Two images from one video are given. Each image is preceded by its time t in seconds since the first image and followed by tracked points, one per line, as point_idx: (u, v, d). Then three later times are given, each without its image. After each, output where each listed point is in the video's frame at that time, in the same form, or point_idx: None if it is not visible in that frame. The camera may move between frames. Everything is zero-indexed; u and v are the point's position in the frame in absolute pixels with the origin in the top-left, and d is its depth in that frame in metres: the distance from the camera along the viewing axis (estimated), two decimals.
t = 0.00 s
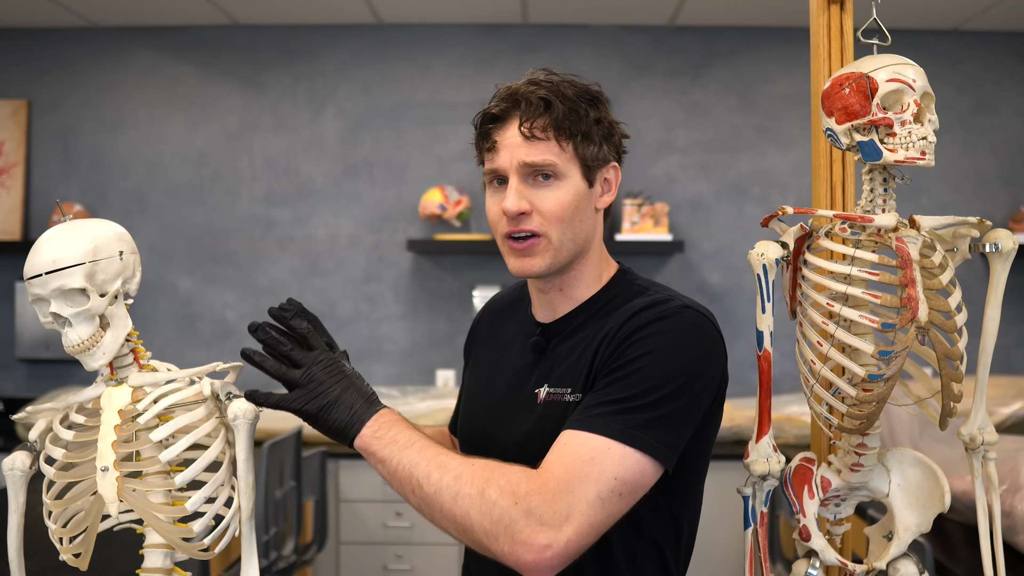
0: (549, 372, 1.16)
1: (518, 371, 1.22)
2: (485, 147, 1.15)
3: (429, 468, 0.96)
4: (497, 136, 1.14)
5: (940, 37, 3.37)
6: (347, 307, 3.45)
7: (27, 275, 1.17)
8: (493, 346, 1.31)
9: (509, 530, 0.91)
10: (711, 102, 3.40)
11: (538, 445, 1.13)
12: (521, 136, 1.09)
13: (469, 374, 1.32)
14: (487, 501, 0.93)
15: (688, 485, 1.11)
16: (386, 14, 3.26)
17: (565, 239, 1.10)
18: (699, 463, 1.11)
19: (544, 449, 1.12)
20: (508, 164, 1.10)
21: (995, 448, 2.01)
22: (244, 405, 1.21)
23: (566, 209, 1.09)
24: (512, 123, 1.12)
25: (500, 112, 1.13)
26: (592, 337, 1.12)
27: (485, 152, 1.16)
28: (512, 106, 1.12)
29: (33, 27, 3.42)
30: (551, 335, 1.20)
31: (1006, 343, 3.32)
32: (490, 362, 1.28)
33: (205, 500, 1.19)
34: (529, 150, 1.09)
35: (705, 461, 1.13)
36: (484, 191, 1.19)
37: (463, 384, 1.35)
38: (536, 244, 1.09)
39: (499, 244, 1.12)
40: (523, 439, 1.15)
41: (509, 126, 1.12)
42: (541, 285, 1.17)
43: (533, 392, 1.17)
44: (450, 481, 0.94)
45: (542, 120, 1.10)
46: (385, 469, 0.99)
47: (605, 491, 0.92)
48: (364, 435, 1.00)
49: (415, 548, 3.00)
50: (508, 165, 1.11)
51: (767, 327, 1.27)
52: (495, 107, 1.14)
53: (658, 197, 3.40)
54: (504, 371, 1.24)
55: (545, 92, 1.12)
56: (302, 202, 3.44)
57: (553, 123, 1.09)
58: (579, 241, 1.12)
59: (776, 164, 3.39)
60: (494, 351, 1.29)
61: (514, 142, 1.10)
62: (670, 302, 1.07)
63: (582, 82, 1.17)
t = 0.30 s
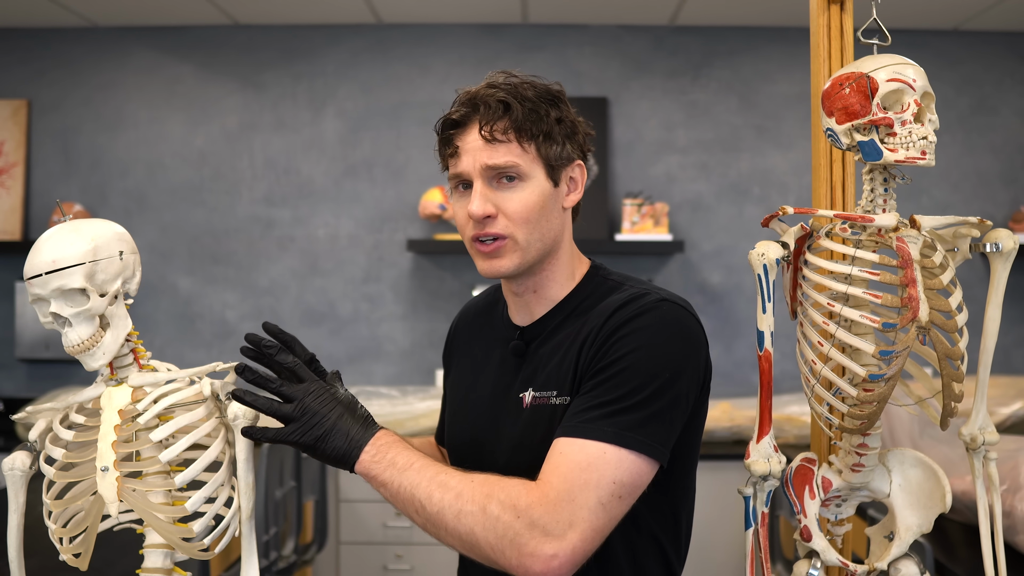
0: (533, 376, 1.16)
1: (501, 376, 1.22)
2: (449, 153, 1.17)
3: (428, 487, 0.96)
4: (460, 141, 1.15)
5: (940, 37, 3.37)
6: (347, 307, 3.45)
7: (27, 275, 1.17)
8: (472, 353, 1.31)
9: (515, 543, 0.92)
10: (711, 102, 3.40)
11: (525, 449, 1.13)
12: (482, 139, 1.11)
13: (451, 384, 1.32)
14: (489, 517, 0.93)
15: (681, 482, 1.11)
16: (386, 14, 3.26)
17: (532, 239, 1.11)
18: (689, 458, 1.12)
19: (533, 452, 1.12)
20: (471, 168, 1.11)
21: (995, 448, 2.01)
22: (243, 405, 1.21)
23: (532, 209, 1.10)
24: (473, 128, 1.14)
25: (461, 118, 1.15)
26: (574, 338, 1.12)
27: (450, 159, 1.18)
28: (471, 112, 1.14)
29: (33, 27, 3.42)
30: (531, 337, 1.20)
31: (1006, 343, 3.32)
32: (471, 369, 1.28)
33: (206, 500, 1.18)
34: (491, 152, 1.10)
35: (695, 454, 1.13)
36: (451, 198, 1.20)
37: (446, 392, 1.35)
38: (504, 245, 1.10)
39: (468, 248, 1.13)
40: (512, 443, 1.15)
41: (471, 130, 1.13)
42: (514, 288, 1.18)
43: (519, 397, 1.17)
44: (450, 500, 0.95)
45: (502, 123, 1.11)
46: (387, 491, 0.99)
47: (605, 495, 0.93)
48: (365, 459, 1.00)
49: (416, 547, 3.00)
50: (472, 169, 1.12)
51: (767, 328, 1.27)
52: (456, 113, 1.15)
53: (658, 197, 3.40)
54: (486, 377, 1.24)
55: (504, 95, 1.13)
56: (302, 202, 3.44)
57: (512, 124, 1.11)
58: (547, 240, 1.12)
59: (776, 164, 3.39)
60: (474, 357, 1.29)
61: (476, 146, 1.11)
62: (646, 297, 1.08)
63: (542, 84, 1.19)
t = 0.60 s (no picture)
0: (537, 374, 1.15)
1: (500, 375, 1.21)
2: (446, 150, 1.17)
3: (456, 491, 0.96)
4: (456, 138, 1.16)
5: (939, 37, 3.37)
6: (347, 307, 3.45)
7: (27, 275, 1.17)
8: (469, 355, 1.30)
9: (546, 542, 0.92)
10: (711, 102, 3.40)
11: (531, 448, 1.12)
12: (477, 135, 1.12)
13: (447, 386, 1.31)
14: (519, 519, 0.93)
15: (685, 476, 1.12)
16: (386, 14, 3.26)
17: (529, 232, 1.11)
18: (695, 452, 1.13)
19: (540, 450, 1.12)
20: (467, 164, 1.12)
21: (995, 448, 2.01)
22: (243, 405, 1.21)
23: (529, 203, 1.10)
24: (469, 124, 1.14)
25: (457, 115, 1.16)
26: (582, 335, 1.13)
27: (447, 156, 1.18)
28: (467, 110, 1.16)
29: (33, 27, 3.42)
30: (533, 335, 1.20)
31: (1006, 343, 3.31)
32: (469, 369, 1.27)
33: (205, 500, 1.18)
34: (486, 148, 1.11)
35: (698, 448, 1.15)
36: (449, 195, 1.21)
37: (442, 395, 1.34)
38: (501, 238, 1.10)
39: (464, 242, 1.13)
40: (516, 442, 1.14)
41: (467, 127, 1.14)
42: (513, 284, 1.18)
43: (523, 395, 1.16)
44: (480, 503, 0.95)
45: (497, 120, 1.12)
46: (417, 498, 0.98)
47: (630, 490, 0.94)
48: (393, 468, 0.99)
49: (415, 547, 3.00)
50: (468, 165, 1.12)
51: (767, 328, 1.27)
52: (452, 111, 1.16)
53: (658, 197, 3.40)
54: (485, 377, 1.23)
55: (499, 92, 1.14)
56: (302, 202, 3.44)
57: (508, 121, 1.12)
58: (544, 235, 1.12)
59: (776, 164, 3.39)
60: (472, 357, 1.29)
61: (472, 142, 1.12)
62: (653, 292, 1.08)
63: (538, 85, 1.20)
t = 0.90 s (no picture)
0: (538, 364, 1.16)
1: (503, 369, 1.21)
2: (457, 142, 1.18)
3: (440, 412, 0.94)
4: (465, 130, 1.17)
5: (939, 38, 3.37)
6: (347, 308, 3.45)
7: (27, 275, 1.17)
8: (473, 346, 1.30)
9: (508, 488, 0.90)
10: (711, 102, 3.40)
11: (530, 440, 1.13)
12: (484, 128, 1.12)
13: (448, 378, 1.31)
14: (490, 451, 0.91)
15: (676, 477, 1.11)
16: (386, 14, 3.26)
17: (528, 227, 1.10)
18: (686, 455, 1.12)
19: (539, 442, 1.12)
20: (472, 157, 1.13)
21: (995, 448, 2.01)
22: (244, 405, 1.21)
23: (529, 199, 1.10)
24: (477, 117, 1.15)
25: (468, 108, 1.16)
26: (581, 324, 1.13)
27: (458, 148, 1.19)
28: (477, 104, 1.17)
29: (33, 28, 3.42)
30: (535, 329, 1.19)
31: (1006, 343, 3.31)
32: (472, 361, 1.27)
33: (205, 500, 1.18)
34: (491, 142, 1.11)
35: (691, 448, 1.13)
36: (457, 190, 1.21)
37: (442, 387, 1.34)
38: (499, 232, 1.10)
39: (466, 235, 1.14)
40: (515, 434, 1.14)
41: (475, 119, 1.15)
42: (514, 280, 1.17)
43: (525, 385, 1.16)
44: (456, 429, 0.93)
45: (504, 115, 1.13)
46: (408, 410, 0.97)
47: (601, 459, 0.92)
48: (396, 373, 0.98)
49: (415, 547, 3.00)
50: (473, 158, 1.13)
51: (767, 327, 1.27)
52: (463, 103, 1.17)
53: (658, 197, 3.40)
54: (487, 368, 1.23)
55: (509, 88, 1.15)
56: (303, 202, 3.44)
57: (515, 115, 1.12)
58: (544, 231, 1.12)
59: (776, 164, 3.39)
60: (475, 349, 1.29)
61: (479, 135, 1.13)
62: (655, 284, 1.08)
63: (552, 84, 1.20)
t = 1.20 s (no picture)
0: (521, 374, 1.16)
1: (487, 376, 1.21)
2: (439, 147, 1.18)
3: (416, 477, 0.95)
4: (448, 136, 1.16)
5: (939, 38, 3.37)
6: (347, 308, 3.45)
7: (27, 275, 1.17)
8: (460, 351, 1.30)
9: (501, 538, 0.92)
10: (710, 102, 3.40)
11: (513, 449, 1.13)
12: (467, 136, 1.11)
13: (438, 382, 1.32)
14: (476, 509, 0.93)
15: (668, 479, 1.13)
16: (386, 14, 3.26)
17: (515, 237, 1.11)
18: (677, 456, 1.13)
19: (523, 449, 1.12)
20: (456, 165, 1.12)
21: (994, 448, 2.01)
22: (243, 405, 1.21)
23: (515, 208, 1.10)
24: (461, 122, 1.14)
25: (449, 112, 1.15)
26: (563, 335, 1.13)
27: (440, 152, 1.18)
28: (459, 107, 1.15)
29: (34, 28, 3.42)
30: (518, 335, 1.20)
31: (1006, 343, 3.31)
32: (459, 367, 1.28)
33: (205, 500, 1.19)
34: (476, 149, 1.11)
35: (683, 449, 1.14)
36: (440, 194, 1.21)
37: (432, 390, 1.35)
38: (485, 243, 1.10)
39: (452, 244, 1.14)
40: (499, 442, 1.15)
41: (459, 125, 1.14)
42: (500, 286, 1.18)
43: (507, 395, 1.17)
44: (439, 491, 0.94)
45: (488, 119, 1.12)
46: (373, 478, 0.98)
47: (592, 492, 0.93)
48: (349, 446, 0.99)
49: (415, 547, 3.00)
50: (457, 166, 1.13)
51: (765, 327, 1.27)
52: (444, 106, 1.16)
53: (658, 197, 3.40)
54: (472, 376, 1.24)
55: (492, 90, 1.13)
56: (302, 202, 3.44)
57: (499, 121, 1.11)
58: (531, 239, 1.12)
59: (776, 164, 3.39)
60: (462, 355, 1.29)
61: (462, 142, 1.12)
62: (638, 295, 1.09)
63: (534, 82, 1.19)
